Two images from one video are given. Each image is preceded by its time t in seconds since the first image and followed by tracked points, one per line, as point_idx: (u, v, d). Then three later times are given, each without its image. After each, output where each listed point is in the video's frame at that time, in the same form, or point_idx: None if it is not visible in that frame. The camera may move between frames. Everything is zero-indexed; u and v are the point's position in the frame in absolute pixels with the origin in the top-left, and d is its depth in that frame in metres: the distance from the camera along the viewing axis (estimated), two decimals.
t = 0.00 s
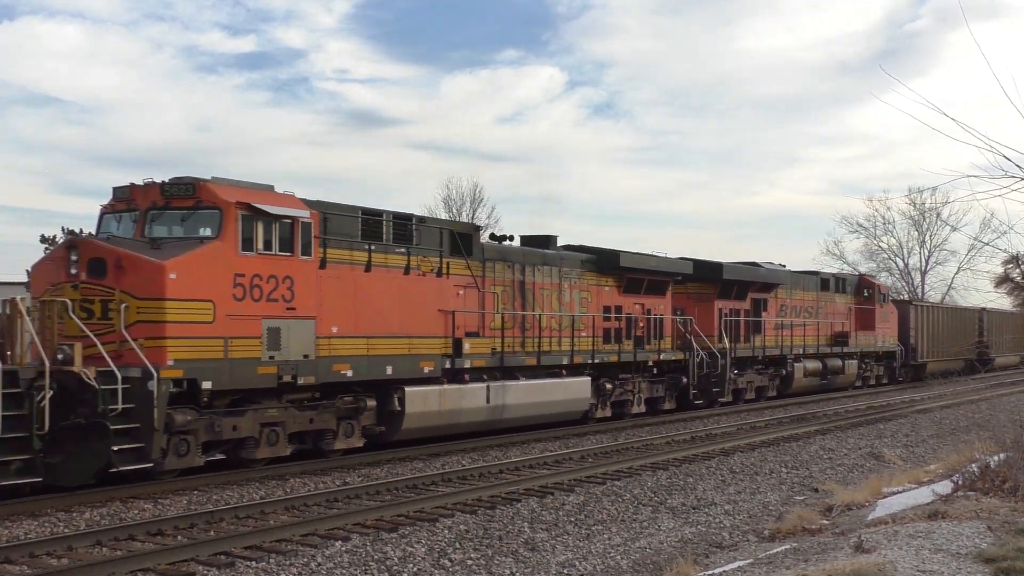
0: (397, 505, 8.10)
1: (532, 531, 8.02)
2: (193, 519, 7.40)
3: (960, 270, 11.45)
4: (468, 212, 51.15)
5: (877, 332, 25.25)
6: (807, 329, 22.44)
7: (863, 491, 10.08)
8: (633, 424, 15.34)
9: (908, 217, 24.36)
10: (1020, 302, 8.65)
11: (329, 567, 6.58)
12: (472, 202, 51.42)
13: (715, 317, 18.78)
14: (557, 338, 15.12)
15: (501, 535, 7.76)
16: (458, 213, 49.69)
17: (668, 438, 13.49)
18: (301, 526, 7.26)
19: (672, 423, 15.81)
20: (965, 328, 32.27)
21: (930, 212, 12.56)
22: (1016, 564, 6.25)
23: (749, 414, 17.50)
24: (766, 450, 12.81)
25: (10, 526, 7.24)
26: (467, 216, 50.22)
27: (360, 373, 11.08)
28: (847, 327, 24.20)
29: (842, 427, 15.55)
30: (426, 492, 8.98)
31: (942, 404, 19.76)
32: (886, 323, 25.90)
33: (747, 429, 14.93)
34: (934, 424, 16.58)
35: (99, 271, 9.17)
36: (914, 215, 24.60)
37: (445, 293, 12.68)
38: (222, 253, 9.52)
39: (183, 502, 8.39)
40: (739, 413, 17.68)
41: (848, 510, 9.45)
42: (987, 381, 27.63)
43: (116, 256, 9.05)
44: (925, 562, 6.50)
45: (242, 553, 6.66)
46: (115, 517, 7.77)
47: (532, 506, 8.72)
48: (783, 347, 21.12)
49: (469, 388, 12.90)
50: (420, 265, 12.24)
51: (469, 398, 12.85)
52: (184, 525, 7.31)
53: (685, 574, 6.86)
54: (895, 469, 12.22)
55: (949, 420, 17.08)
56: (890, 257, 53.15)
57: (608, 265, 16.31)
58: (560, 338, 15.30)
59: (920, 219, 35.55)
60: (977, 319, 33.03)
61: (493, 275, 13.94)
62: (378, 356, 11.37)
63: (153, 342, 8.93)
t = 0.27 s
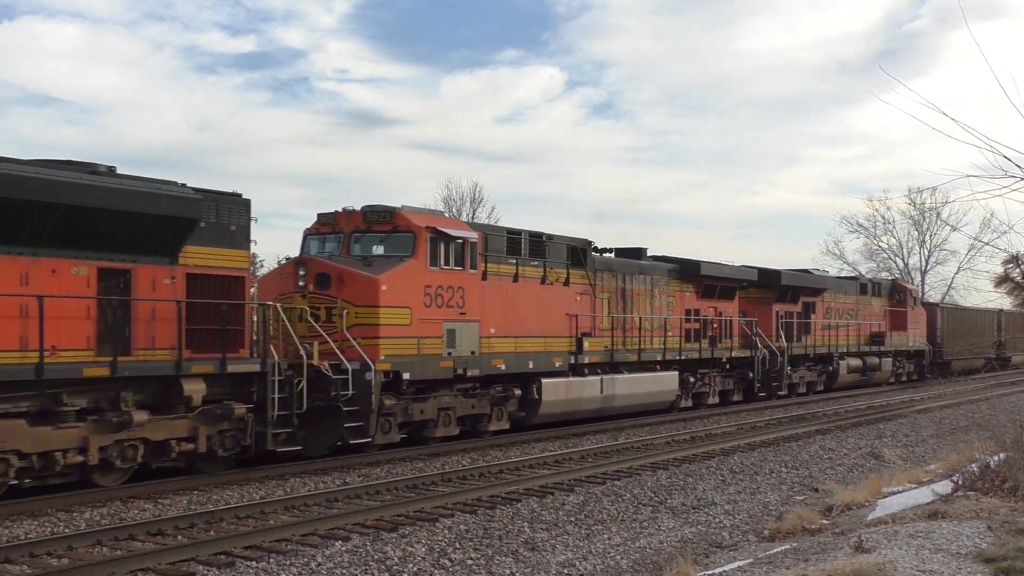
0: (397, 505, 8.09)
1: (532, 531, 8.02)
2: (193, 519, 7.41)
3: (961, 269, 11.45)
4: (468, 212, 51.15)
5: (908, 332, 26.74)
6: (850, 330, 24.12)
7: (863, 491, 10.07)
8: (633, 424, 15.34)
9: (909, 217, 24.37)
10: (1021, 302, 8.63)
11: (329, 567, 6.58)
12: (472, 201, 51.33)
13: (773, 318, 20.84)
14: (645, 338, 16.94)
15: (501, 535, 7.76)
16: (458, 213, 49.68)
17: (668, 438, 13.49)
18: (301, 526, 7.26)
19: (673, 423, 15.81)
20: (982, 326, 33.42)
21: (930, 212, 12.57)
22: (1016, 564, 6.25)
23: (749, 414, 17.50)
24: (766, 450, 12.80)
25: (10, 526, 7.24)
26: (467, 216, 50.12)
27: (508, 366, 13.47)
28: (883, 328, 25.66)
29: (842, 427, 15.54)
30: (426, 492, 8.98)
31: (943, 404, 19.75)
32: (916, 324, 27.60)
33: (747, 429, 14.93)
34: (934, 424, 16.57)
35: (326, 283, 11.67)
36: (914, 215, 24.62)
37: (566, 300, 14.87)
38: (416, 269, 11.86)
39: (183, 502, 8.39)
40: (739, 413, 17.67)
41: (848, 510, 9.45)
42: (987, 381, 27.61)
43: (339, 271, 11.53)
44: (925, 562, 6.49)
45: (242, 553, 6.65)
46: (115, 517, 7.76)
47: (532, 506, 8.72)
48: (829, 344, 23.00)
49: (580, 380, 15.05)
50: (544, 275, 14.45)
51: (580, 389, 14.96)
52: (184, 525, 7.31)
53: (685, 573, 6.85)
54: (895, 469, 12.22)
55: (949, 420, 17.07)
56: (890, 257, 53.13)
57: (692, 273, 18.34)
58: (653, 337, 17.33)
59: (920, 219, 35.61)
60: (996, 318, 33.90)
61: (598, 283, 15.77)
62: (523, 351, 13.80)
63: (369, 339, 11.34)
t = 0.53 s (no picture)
0: (397, 505, 8.10)
1: (532, 531, 8.02)
2: (193, 519, 7.40)
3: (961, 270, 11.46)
4: (468, 212, 51.13)
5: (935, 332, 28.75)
6: (883, 331, 26.40)
7: (863, 491, 10.07)
8: (633, 424, 15.34)
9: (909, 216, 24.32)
10: (1021, 302, 8.64)
11: (329, 567, 6.59)
12: (472, 202, 51.31)
13: (822, 320, 23.00)
14: (717, 337, 18.94)
15: (501, 535, 7.76)
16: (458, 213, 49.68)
17: (669, 438, 13.49)
18: (301, 527, 7.26)
19: (673, 423, 15.81)
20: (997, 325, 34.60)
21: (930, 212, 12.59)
22: (1016, 564, 6.25)
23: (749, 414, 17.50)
24: (766, 450, 12.81)
25: (11, 526, 7.24)
26: (467, 216, 50.08)
27: (618, 362, 15.70)
28: (912, 329, 28.07)
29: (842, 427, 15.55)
30: (426, 492, 8.99)
31: (943, 404, 19.75)
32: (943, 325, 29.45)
33: (747, 429, 14.93)
34: (934, 424, 16.57)
35: (479, 291, 14.10)
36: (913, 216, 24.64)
37: (658, 305, 17.05)
38: (549, 279, 14.17)
39: (183, 502, 8.39)
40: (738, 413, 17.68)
41: (849, 510, 9.45)
42: (987, 381, 27.59)
43: (491, 281, 13.94)
44: (925, 562, 6.50)
45: (243, 553, 6.66)
46: (115, 517, 7.77)
47: (532, 506, 8.72)
48: (865, 344, 25.04)
49: (666, 374, 17.15)
50: (630, 283, 16.28)
51: (664, 382, 16.90)
52: (184, 525, 7.31)
53: (685, 573, 6.85)
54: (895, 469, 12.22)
55: (949, 420, 17.08)
56: (890, 257, 53.16)
57: (756, 280, 20.46)
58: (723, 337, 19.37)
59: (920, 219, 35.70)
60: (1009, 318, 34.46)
61: (677, 291, 17.79)
62: (627, 349, 16.00)
63: (515, 339, 13.62)
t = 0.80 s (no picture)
0: (397, 505, 8.10)
1: (532, 531, 8.02)
2: (193, 519, 7.41)
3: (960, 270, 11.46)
4: (468, 212, 51.10)
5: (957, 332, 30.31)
6: (912, 331, 28.07)
7: (863, 491, 10.07)
8: (633, 424, 15.33)
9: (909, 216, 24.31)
10: (1021, 302, 8.64)
11: (329, 567, 6.59)
12: (472, 202, 51.29)
13: (857, 321, 24.81)
14: (773, 337, 20.79)
15: (501, 535, 7.77)
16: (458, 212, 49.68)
17: (668, 438, 13.49)
18: (301, 527, 7.26)
19: (673, 423, 15.81)
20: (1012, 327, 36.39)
21: (929, 211, 12.58)
22: (1015, 564, 6.25)
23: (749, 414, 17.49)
24: (765, 450, 12.80)
25: (10, 526, 7.24)
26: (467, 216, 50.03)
27: (694, 358, 17.76)
28: (938, 330, 29.71)
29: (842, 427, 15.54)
30: (426, 492, 8.98)
31: (942, 404, 19.74)
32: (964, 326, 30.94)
33: (747, 429, 14.92)
34: (934, 424, 16.57)
35: (583, 297, 16.26)
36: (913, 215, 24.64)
37: (726, 308, 19.08)
38: (641, 287, 16.29)
39: (183, 502, 8.39)
40: (738, 413, 17.66)
41: (848, 510, 9.45)
42: (988, 381, 27.55)
43: (594, 289, 16.08)
44: (925, 562, 6.49)
45: (242, 553, 6.65)
46: (115, 517, 7.77)
47: (532, 506, 8.72)
48: (897, 343, 26.64)
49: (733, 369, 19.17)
50: (698, 288, 18.30)
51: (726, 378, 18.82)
52: (184, 525, 7.32)
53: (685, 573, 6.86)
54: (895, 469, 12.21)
55: (949, 420, 17.06)
56: (890, 258, 53.16)
57: (803, 285, 22.46)
58: (777, 337, 21.30)
59: (920, 219, 35.82)
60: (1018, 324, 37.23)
61: (738, 295, 19.72)
62: (702, 347, 18.05)
63: (616, 338, 15.66)
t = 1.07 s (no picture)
0: (397, 505, 8.10)
1: (532, 531, 8.02)
2: (193, 519, 7.40)
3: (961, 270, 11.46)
4: (468, 212, 51.12)
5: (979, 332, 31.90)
6: (940, 332, 29.62)
7: (863, 491, 10.07)
8: (632, 424, 15.33)
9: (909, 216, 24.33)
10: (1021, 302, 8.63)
11: (329, 567, 6.59)
12: (472, 202, 51.27)
13: (893, 323, 26.59)
14: (822, 337, 22.85)
15: (501, 535, 7.76)
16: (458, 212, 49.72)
17: (669, 438, 13.49)
18: (301, 527, 7.26)
19: (673, 423, 15.81)
20: None
21: (929, 211, 12.58)
22: (1016, 564, 6.25)
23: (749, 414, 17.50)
24: (766, 450, 12.81)
25: (11, 526, 7.24)
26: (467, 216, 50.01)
27: (759, 356, 19.76)
28: (962, 330, 31.08)
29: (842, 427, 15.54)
30: (426, 492, 8.98)
31: (942, 404, 19.76)
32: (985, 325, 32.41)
33: (747, 429, 14.92)
34: (934, 424, 16.58)
35: (667, 301, 18.36)
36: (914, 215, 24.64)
37: (784, 311, 21.09)
38: (717, 293, 18.40)
39: (183, 502, 8.39)
40: (739, 413, 17.67)
41: (848, 510, 9.45)
42: (988, 381, 27.59)
43: (678, 294, 18.14)
44: (925, 562, 6.49)
45: (243, 553, 6.65)
46: (115, 517, 7.77)
47: (532, 506, 8.72)
48: (927, 342, 28.23)
49: (789, 367, 21.13)
50: (762, 293, 20.38)
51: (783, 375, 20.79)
52: (184, 525, 7.31)
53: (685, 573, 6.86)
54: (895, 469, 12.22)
55: (949, 420, 17.07)
56: (890, 258, 53.18)
57: (847, 290, 24.53)
58: (826, 337, 23.37)
59: (920, 219, 35.92)
60: None
61: (791, 301, 21.64)
62: (765, 346, 20.07)
63: (696, 338, 17.76)
